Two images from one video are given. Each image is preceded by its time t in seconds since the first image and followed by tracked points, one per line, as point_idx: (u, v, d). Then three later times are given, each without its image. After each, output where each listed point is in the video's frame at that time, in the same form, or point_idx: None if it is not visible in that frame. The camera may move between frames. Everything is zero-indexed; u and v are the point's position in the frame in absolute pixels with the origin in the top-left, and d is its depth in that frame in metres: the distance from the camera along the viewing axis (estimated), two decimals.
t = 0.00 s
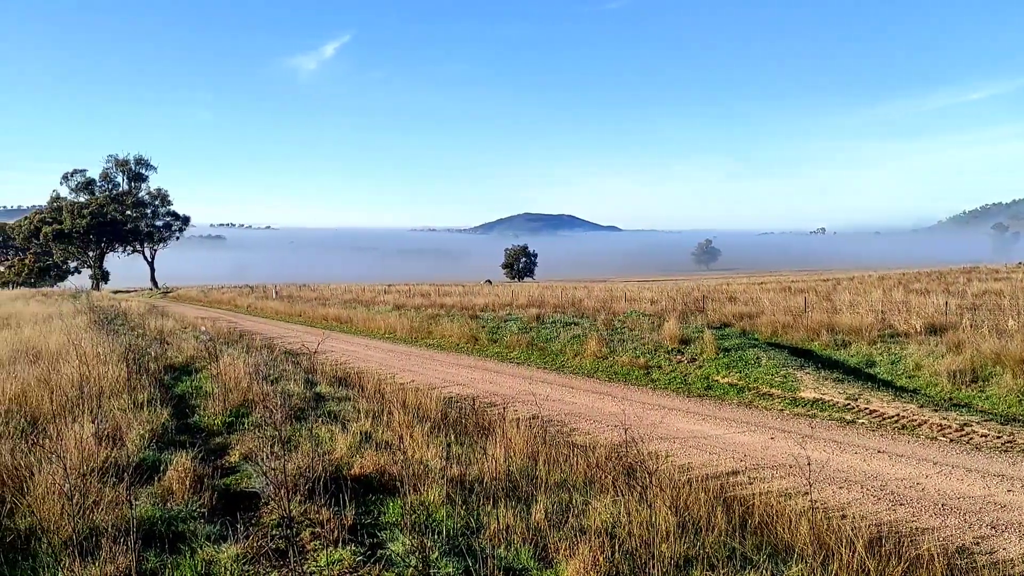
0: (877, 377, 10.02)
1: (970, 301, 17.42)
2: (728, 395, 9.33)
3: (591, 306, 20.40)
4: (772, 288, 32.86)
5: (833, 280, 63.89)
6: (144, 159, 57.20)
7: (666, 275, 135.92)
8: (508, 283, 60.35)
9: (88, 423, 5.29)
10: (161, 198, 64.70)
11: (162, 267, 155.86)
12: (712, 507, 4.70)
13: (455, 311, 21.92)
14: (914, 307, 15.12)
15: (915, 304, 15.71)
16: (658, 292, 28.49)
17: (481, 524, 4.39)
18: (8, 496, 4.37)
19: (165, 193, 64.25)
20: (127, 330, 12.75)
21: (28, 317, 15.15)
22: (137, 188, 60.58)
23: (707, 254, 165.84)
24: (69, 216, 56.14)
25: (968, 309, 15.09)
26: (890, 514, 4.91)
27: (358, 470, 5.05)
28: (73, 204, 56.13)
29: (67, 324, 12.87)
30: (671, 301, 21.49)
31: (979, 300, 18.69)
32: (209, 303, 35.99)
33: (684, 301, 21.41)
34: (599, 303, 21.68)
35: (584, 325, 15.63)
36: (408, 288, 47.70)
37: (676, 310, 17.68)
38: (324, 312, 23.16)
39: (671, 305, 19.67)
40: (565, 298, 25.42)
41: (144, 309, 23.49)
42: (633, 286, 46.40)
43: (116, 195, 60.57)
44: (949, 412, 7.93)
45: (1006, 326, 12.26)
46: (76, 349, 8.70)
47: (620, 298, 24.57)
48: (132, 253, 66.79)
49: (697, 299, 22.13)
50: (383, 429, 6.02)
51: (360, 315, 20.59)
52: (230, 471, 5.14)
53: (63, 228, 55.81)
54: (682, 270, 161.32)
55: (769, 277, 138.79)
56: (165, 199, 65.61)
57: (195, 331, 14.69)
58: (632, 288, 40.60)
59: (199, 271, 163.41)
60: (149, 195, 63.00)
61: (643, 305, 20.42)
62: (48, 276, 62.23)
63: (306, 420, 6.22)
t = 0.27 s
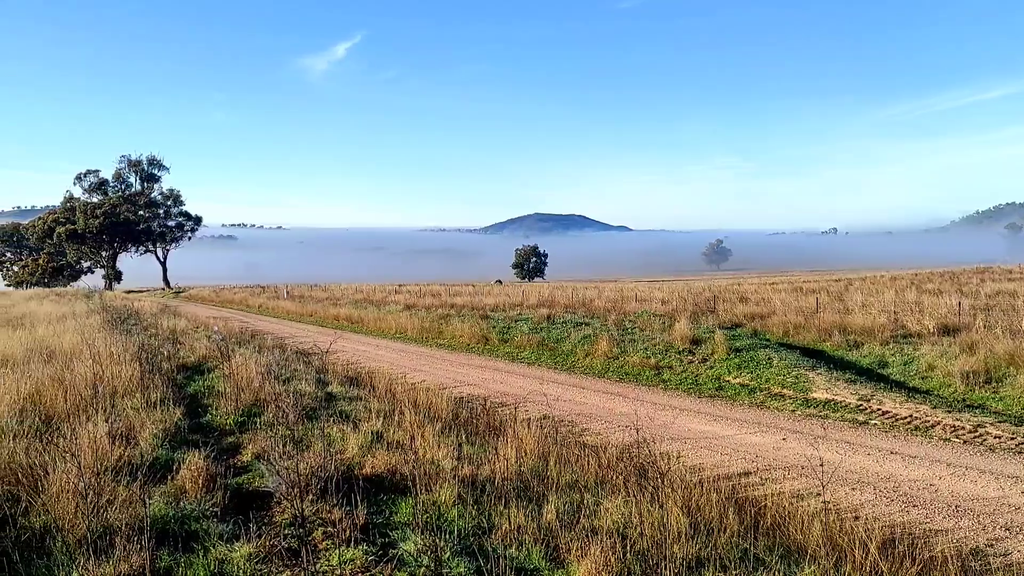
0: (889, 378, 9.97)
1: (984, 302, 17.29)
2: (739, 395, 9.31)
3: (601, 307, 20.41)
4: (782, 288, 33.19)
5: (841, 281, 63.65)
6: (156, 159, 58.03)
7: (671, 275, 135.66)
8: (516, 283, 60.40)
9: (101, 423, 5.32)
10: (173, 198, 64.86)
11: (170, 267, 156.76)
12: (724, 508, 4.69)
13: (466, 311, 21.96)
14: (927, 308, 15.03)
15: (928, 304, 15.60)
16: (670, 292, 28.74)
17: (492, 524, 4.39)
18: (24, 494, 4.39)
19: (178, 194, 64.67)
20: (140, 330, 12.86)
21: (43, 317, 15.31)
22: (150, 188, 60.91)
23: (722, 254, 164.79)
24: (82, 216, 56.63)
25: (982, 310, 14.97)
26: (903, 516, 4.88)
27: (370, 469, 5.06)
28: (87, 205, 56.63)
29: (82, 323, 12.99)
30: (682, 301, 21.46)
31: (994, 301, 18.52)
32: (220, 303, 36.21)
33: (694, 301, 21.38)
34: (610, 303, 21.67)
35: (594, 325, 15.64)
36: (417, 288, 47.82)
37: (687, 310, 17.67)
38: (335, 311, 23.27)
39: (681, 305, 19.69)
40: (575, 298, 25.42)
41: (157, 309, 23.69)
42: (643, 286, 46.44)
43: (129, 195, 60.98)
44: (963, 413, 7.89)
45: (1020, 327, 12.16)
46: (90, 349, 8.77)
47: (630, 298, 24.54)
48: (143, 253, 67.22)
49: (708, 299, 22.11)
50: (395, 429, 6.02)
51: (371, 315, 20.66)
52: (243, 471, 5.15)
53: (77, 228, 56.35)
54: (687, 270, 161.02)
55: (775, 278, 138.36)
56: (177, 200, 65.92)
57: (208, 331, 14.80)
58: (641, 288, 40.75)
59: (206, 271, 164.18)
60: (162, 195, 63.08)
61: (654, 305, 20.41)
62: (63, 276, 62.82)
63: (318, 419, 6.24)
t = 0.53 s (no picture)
0: (902, 379, 9.92)
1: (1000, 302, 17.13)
2: (751, 396, 9.29)
3: (612, 307, 20.42)
4: (794, 288, 33.57)
5: (851, 281, 63.36)
6: (173, 164, 59.54)
7: (677, 275, 135.37)
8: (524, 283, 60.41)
9: (115, 421, 5.35)
10: (185, 198, 65.03)
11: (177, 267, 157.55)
12: (736, 508, 4.67)
13: (476, 311, 21.96)
14: (941, 308, 14.93)
15: (942, 305, 15.49)
16: (681, 292, 29.21)
17: (504, 524, 4.39)
18: (39, 492, 4.43)
19: (190, 194, 64.89)
20: (153, 329, 12.96)
21: (57, 316, 15.47)
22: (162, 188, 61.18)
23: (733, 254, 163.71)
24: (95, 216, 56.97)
25: (996, 311, 14.85)
26: (916, 517, 4.85)
27: (381, 469, 5.06)
28: (100, 206, 56.96)
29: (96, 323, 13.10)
30: (694, 301, 21.42)
31: (1010, 301, 18.35)
32: (231, 303, 36.42)
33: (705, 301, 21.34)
34: (621, 304, 21.65)
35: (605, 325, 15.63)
36: (426, 288, 47.91)
37: (698, 310, 17.65)
38: (346, 311, 23.37)
39: (692, 305, 19.77)
40: (585, 298, 25.41)
41: (169, 309, 23.84)
42: (653, 286, 46.45)
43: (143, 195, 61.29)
44: (978, 414, 7.83)
45: None
46: (103, 348, 8.84)
47: (641, 299, 24.49)
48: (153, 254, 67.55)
49: (718, 299, 22.07)
50: (406, 429, 6.02)
51: (382, 315, 20.72)
52: (255, 470, 5.17)
53: (91, 228, 56.72)
54: (692, 270, 160.73)
55: (781, 278, 137.91)
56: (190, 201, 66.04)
57: (221, 330, 14.90)
58: (653, 288, 41.56)
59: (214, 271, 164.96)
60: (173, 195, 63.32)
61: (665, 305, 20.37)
62: (76, 276, 63.33)
63: (330, 418, 6.26)
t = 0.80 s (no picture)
0: (916, 380, 9.85)
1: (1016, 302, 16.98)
2: (763, 396, 9.25)
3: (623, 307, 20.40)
4: (806, 287, 33.54)
5: (861, 279, 62.96)
6: (184, 163, 59.39)
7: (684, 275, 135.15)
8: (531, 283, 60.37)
9: (129, 420, 5.38)
10: (198, 198, 65.28)
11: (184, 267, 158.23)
12: (750, 509, 4.65)
13: (487, 311, 21.95)
14: (954, 309, 14.82)
15: (956, 305, 15.37)
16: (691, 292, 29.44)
17: (516, 524, 4.38)
18: (55, 490, 4.45)
19: (202, 194, 65.11)
20: (165, 329, 13.03)
21: (70, 316, 15.61)
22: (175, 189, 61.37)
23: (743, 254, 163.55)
24: (109, 216, 57.32)
25: (1011, 311, 14.72)
26: (931, 519, 4.82)
27: (393, 468, 5.07)
28: (114, 206, 57.27)
29: (109, 322, 13.20)
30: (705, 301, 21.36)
31: None
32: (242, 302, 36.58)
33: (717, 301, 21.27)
34: (632, 304, 21.61)
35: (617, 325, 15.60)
36: (435, 288, 47.96)
37: (709, 310, 17.60)
38: (357, 311, 23.46)
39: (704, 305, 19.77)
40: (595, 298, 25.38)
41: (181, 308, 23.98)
42: (664, 286, 46.37)
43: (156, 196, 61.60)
44: (993, 415, 7.77)
45: None
46: (117, 347, 8.89)
47: (652, 299, 24.42)
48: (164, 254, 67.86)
49: (730, 299, 22.01)
50: (418, 428, 6.02)
51: (394, 315, 20.77)
52: (268, 469, 5.18)
53: (104, 228, 56.96)
54: (697, 270, 160.33)
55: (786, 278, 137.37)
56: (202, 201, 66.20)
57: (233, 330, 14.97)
58: (663, 287, 41.81)
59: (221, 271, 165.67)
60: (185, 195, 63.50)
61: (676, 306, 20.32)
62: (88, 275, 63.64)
63: (342, 418, 6.27)
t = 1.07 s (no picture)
0: (931, 381, 9.80)
1: None
2: (776, 397, 9.22)
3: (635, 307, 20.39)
4: (820, 288, 33.59)
5: (872, 279, 62.70)
6: (195, 163, 59.93)
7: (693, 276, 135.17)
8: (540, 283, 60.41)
9: (144, 419, 5.41)
10: (211, 198, 65.49)
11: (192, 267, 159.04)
12: (764, 510, 4.63)
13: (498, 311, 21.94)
14: (969, 309, 14.71)
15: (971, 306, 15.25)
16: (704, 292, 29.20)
17: (530, 523, 4.38)
18: (71, 488, 4.50)
19: (215, 194, 65.27)
20: (180, 328, 13.13)
21: (84, 315, 15.76)
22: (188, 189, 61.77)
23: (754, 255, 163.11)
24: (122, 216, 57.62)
25: None
26: (945, 520, 4.79)
27: (406, 467, 5.08)
28: (127, 206, 57.59)
29: (124, 322, 13.32)
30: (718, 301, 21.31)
31: None
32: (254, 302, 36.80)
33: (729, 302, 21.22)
34: (644, 304, 21.57)
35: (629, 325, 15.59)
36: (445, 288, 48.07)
37: (721, 310, 17.56)
38: (369, 310, 23.55)
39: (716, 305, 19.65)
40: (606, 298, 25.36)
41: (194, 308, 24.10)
42: (675, 287, 46.35)
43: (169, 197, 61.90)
44: (1009, 416, 7.72)
45: None
46: (130, 346, 8.94)
47: (664, 299, 24.38)
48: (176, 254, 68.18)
49: (741, 299, 21.98)
50: (432, 428, 6.02)
51: (406, 314, 20.82)
52: (282, 468, 5.19)
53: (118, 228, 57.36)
54: (702, 270, 160.18)
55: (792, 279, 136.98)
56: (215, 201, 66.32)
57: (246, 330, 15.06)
58: (675, 288, 42.03)
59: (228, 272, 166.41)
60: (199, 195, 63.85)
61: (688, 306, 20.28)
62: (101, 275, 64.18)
63: (355, 416, 6.28)
